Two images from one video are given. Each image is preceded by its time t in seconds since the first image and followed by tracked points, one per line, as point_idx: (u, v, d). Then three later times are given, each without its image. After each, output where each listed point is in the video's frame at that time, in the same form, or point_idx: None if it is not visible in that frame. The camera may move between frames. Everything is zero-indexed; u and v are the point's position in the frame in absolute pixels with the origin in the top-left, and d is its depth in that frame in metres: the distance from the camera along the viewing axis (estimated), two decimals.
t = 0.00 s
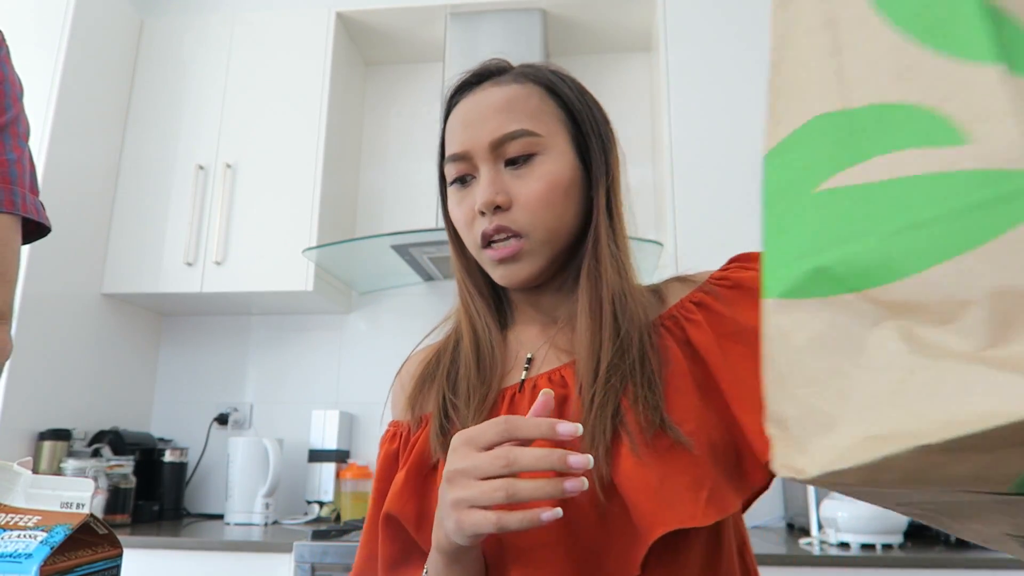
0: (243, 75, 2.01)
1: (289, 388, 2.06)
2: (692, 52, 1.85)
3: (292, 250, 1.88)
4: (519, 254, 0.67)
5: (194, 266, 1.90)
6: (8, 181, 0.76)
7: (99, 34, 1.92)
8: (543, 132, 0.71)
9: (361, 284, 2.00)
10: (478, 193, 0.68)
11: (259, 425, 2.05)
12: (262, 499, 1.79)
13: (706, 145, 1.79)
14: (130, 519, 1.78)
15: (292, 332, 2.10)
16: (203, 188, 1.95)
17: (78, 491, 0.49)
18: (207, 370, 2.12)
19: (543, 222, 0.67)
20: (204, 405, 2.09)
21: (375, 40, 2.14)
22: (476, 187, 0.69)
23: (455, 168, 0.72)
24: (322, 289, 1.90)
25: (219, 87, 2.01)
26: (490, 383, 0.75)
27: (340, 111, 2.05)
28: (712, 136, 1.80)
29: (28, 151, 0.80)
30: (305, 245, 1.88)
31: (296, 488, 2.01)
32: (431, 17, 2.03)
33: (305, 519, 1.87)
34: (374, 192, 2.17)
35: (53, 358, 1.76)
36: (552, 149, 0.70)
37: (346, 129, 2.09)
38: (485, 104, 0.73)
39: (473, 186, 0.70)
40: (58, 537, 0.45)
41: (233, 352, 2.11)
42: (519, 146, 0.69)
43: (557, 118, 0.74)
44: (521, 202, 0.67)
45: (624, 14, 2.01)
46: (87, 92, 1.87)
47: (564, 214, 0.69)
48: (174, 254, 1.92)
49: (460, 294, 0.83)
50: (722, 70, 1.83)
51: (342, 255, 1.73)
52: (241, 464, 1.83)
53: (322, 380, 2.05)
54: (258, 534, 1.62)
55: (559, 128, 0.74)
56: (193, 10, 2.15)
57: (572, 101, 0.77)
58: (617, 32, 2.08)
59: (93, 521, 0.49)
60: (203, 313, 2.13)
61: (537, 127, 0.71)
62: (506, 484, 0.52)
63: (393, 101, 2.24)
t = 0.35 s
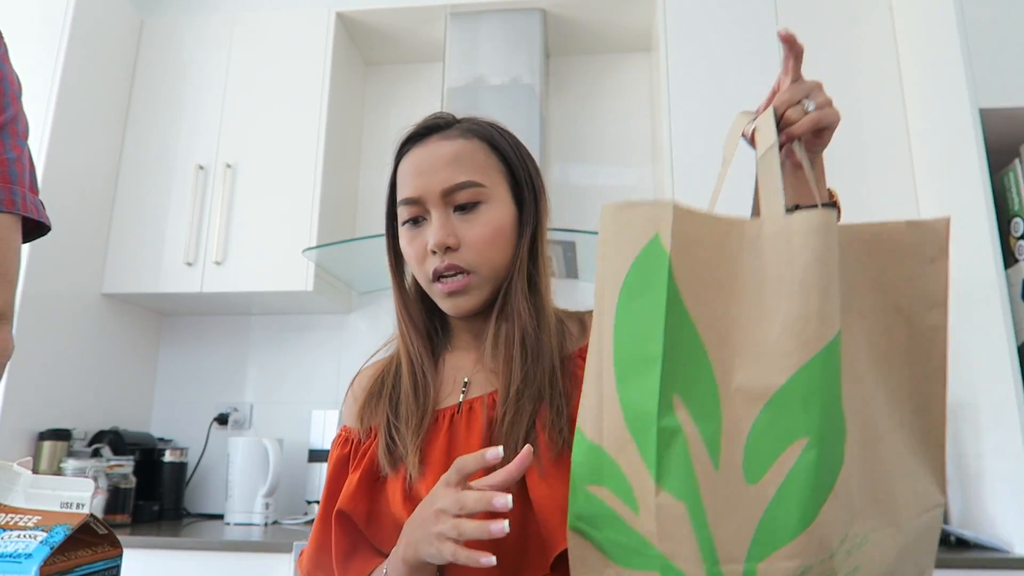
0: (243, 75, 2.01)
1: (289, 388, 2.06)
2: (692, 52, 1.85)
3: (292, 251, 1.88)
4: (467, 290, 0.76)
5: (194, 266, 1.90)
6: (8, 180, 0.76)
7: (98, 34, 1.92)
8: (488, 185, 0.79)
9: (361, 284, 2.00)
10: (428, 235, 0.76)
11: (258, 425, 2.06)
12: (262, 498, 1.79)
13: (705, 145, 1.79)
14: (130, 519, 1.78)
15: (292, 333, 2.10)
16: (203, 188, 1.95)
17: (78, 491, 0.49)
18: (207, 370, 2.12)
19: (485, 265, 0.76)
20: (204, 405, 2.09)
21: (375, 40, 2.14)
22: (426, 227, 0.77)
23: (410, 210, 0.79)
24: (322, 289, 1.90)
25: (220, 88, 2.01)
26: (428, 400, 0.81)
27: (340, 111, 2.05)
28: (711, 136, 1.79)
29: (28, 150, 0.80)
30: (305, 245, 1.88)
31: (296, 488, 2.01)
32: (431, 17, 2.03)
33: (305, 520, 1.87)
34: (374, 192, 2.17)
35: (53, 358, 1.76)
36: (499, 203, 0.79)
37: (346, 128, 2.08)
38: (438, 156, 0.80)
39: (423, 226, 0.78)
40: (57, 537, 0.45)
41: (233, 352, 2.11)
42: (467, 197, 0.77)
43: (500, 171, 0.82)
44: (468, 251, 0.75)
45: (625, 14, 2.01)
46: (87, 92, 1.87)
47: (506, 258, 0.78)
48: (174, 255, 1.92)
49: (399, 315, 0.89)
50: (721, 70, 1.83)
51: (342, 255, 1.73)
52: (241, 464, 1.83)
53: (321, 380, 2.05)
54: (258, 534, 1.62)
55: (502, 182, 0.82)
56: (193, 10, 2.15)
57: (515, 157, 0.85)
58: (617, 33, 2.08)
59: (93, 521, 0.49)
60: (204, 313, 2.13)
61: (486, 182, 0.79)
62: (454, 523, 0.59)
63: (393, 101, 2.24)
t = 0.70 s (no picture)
0: (243, 74, 2.01)
1: (289, 388, 2.06)
2: (692, 52, 1.85)
3: (292, 250, 1.88)
4: (437, 301, 0.82)
5: (194, 266, 1.90)
6: (7, 181, 0.76)
7: (98, 34, 1.92)
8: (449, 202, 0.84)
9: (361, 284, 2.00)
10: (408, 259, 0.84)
11: (258, 425, 2.05)
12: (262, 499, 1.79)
13: (705, 145, 1.79)
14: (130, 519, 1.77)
15: (292, 332, 2.10)
16: (203, 188, 1.94)
17: (78, 491, 0.48)
18: (207, 370, 2.11)
19: (448, 275, 0.81)
20: (204, 405, 2.09)
21: (375, 40, 2.14)
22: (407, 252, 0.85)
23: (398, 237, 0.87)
24: (322, 289, 1.90)
25: (219, 87, 2.01)
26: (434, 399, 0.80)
27: (340, 111, 2.05)
28: (711, 135, 1.79)
29: (28, 151, 0.79)
30: (305, 245, 1.87)
31: (296, 489, 2.00)
32: (432, 17, 2.03)
33: (305, 520, 1.87)
34: (374, 192, 2.17)
35: (53, 358, 1.76)
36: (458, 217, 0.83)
37: (346, 128, 2.08)
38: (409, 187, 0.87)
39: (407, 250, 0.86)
40: (58, 537, 0.45)
41: (233, 352, 2.11)
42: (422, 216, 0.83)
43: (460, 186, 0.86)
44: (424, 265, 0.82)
45: (625, 14, 2.00)
46: (87, 91, 1.87)
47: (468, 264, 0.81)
48: (174, 254, 1.91)
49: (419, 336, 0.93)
50: (721, 70, 1.83)
51: (342, 255, 1.73)
52: (241, 464, 1.82)
53: (321, 380, 2.05)
54: (258, 534, 1.62)
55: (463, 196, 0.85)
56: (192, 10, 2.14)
57: (488, 169, 0.88)
58: (617, 32, 2.08)
59: (93, 521, 0.49)
60: (203, 313, 2.13)
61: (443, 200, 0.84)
62: (437, 546, 0.61)
63: (392, 101, 2.24)
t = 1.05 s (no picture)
0: (243, 74, 2.01)
1: (289, 388, 2.06)
2: (692, 52, 1.85)
3: (292, 251, 1.88)
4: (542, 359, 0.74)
5: (194, 266, 1.90)
6: (14, 193, 0.77)
7: (98, 34, 1.92)
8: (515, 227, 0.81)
9: (361, 284, 2.00)
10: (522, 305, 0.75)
11: (258, 425, 2.05)
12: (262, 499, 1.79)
13: (705, 145, 1.79)
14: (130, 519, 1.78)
15: (292, 333, 2.10)
16: (203, 188, 1.95)
17: (77, 491, 0.48)
18: (207, 370, 2.11)
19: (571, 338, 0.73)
20: (204, 405, 2.09)
21: (375, 40, 2.14)
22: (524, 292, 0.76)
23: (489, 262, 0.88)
24: (322, 289, 1.90)
25: (219, 87, 2.01)
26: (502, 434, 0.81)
27: (340, 110, 2.05)
28: (710, 135, 1.79)
29: (35, 166, 0.81)
30: (305, 246, 1.87)
31: (296, 489, 2.00)
32: (432, 17, 2.03)
33: (305, 520, 1.87)
34: (374, 192, 2.17)
35: (53, 358, 1.76)
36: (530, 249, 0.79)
37: (346, 128, 2.08)
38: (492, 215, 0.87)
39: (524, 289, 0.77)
40: (58, 537, 0.45)
41: (233, 352, 2.11)
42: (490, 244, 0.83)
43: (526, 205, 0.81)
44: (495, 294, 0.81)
45: (625, 14, 2.00)
46: (88, 91, 1.87)
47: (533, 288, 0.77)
48: (174, 255, 1.91)
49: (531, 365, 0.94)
50: (721, 70, 1.83)
51: (341, 255, 1.73)
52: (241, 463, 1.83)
53: (321, 380, 2.05)
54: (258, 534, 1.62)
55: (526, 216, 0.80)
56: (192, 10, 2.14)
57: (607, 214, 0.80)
58: (617, 32, 2.08)
59: (93, 521, 0.49)
60: (203, 313, 2.13)
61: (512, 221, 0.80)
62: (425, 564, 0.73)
63: (392, 101, 2.24)
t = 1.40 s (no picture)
0: (243, 74, 2.01)
1: (288, 389, 2.06)
2: (692, 52, 1.85)
3: (292, 251, 1.88)
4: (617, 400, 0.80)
5: (194, 266, 1.90)
6: (26, 200, 0.75)
7: (98, 34, 1.92)
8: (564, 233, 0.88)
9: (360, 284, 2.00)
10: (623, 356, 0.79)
11: (258, 425, 2.05)
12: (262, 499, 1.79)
13: (705, 145, 1.79)
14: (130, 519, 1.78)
15: (292, 333, 2.10)
16: (203, 188, 1.95)
17: (77, 491, 0.48)
18: (207, 370, 2.12)
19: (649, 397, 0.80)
20: (204, 405, 2.09)
21: (375, 39, 2.14)
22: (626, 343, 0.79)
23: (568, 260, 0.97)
24: (322, 289, 1.90)
25: (219, 87, 2.01)
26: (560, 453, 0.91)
27: (340, 110, 2.05)
28: (710, 135, 1.79)
29: (47, 174, 0.79)
30: (305, 246, 1.87)
31: (295, 489, 2.00)
32: (432, 17, 2.03)
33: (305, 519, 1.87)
34: (374, 192, 2.17)
35: (53, 359, 1.76)
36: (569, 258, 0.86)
37: (346, 128, 2.08)
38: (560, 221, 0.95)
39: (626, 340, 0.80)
40: (57, 537, 0.45)
41: (233, 352, 2.11)
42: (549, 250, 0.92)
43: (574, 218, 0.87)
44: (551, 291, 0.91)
45: (625, 14, 2.00)
46: (88, 92, 1.88)
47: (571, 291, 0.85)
48: (174, 255, 1.92)
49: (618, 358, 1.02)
50: (721, 70, 1.83)
51: (341, 255, 1.73)
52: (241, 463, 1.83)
53: (321, 380, 2.05)
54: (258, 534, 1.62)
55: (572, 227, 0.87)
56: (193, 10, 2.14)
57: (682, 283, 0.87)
58: (618, 32, 2.08)
59: (93, 521, 0.49)
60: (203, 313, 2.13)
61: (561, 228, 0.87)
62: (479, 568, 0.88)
63: (392, 101, 2.24)
